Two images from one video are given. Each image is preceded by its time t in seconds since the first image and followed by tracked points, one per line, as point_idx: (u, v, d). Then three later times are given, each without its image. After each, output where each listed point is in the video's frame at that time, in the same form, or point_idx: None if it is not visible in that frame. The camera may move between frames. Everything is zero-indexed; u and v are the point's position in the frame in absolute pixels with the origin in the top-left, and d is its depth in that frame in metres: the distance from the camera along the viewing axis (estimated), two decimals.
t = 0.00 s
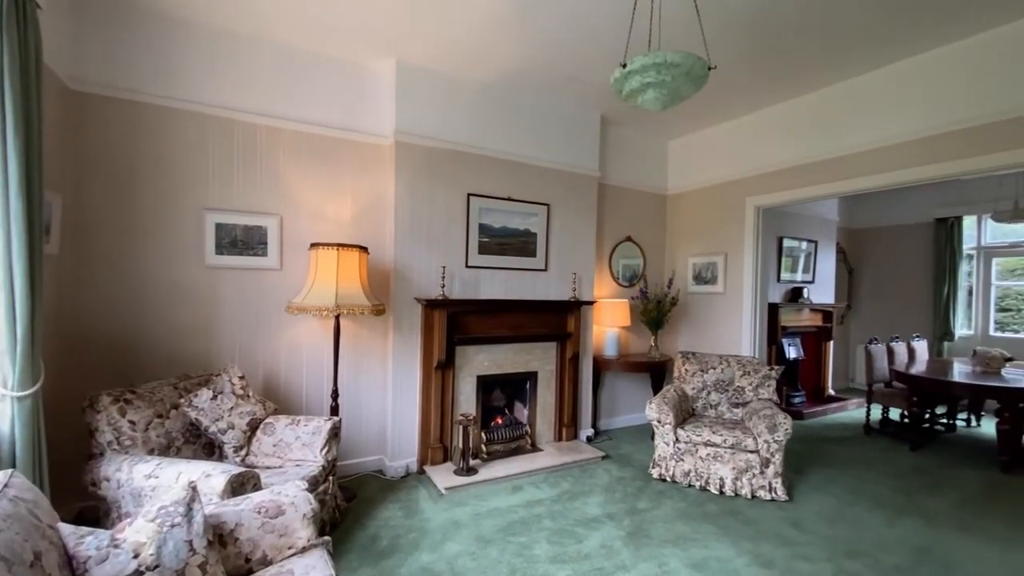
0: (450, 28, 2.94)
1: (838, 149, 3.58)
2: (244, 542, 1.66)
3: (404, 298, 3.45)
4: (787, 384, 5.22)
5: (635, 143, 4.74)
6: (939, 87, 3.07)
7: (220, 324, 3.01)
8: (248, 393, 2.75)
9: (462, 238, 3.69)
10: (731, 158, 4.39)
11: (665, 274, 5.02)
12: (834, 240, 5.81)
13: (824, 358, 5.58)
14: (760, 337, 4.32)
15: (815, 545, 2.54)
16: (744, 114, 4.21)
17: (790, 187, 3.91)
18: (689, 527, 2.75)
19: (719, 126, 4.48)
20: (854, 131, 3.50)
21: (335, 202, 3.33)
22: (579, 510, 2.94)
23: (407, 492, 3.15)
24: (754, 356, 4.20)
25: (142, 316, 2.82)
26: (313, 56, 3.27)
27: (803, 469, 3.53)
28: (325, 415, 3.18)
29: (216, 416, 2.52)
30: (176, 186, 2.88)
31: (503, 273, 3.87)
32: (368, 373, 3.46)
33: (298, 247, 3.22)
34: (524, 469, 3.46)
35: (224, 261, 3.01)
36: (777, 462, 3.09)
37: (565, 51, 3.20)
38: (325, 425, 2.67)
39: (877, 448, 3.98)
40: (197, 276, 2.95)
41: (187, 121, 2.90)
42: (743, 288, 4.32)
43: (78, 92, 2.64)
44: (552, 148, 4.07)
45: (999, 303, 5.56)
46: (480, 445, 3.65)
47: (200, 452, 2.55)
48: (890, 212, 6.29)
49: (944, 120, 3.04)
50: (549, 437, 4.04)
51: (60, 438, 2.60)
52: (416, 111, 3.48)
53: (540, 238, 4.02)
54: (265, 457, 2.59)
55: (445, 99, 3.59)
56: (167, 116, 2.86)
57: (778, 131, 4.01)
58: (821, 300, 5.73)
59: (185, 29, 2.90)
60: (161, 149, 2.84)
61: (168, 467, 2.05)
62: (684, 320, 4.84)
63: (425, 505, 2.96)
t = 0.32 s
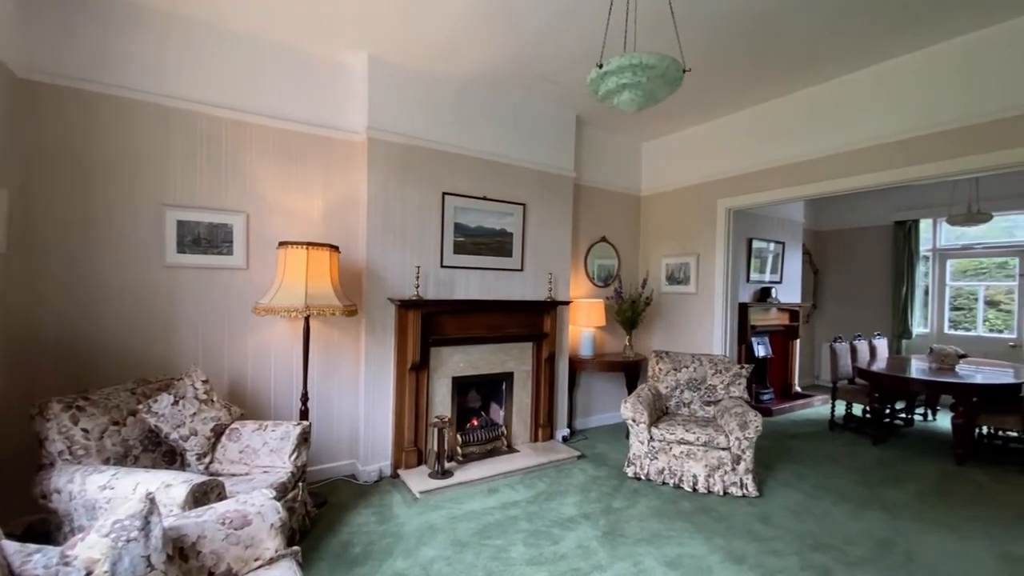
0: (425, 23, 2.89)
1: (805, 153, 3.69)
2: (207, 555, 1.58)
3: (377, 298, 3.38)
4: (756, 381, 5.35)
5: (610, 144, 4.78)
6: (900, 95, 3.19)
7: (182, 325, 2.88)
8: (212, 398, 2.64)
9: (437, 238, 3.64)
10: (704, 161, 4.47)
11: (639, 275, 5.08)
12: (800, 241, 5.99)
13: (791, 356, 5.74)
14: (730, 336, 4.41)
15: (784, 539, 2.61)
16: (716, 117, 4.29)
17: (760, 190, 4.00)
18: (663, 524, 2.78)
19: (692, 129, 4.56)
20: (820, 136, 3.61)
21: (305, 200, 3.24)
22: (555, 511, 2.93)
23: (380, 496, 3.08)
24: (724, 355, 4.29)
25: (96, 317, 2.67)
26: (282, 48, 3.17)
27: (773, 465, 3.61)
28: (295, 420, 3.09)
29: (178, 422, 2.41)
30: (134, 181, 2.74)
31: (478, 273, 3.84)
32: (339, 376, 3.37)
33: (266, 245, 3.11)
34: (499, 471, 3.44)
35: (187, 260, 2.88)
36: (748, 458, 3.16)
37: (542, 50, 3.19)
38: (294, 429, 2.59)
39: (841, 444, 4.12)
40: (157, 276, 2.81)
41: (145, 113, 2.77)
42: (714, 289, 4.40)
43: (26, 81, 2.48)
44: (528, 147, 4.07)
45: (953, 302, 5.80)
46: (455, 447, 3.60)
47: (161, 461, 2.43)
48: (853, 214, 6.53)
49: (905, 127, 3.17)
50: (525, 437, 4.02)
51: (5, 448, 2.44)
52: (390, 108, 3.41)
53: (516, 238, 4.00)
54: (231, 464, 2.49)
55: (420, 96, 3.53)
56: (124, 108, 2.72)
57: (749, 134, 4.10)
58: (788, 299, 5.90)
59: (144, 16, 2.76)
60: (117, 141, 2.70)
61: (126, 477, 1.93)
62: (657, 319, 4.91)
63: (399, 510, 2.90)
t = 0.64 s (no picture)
0: (399, 17, 2.83)
1: (774, 156, 3.79)
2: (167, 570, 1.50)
3: (349, 298, 3.30)
4: (727, 379, 5.47)
5: (585, 145, 4.80)
6: (862, 101, 3.30)
7: (141, 327, 2.74)
8: (174, 403, 2.52)
9: (411, 237, 3.58)
10: (677, 163, 4.54)
11: (613, 275, 5.12)
12: (768, 242, 6.16)
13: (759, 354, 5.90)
14: (702, 335, 4.49)
15: (755, 534, 2.66)
16: (689, 120, 4.36)
17: (731, 192, 4.08)
18: (639, 523, 2.80)
19: (665, 131, 4.62)
20: (787, 140, 3.71)
21: (274, 197, 3.13)
22: (531, 512, 2.91)
23: (352, 502, 3.00)
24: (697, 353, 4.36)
25: (45, 319, 2.51)
26: (249, 39, 3.05)
27: (744, 462, 3.69)
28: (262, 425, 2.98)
29: (136, 429, 2.29)
30: (87, 174, 2.59)
31: (453, 273, 3.79)
32: (309, 378, 3.27)
33: (231, 244, 2.99)
34: (475, 473, 3.40)
35: (146, 259, 2.74)
36: (720, 455, 3.21)
37: (518, 48, 3.17)
38: (261, 435, 2.49)
39: (808, 439, 4.25)
40: (113, 275, 2.66)
41: (100, 104, 2.62)
42: (687, 289, 4.47)
43: None
44: (504, 147, 4.05)
45: (910, 301, 6.06)
46: (430, 449, 3.55)
47: (117, 470, 2.30)
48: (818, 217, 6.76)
49: (865, 133, 3.28)
50: (501, 438, 4.00)
51: None
52: (363, 103, 3.33)
53: (492, 238, 3.97)
54: (194, 472, 2.38)
55: (394, 92, 3.47)
56: (77, 97, 2.57)
57: (720, 137, 4.19)
58: (757, 299, 6.06)
59: None
60: (72, 132, 2.55)
61: (79, 489, 1.81)
62: (631, 319, 4.96)
63: (371, 515, 2.83)
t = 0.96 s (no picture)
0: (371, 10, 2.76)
1: (743, 160, 3.88)
2: None
3: (318, 298, 3.20)
4: (697, 377, 5.59)
5: (560, 145, 4.81)
6: (825, 107, 3.41)
7: (93, 329, 2.58)
8: (130, 409, 2.38)
9: (383, 236, 3.50)
10: (649, 164, 4.60)
11: (587, 275, 5.15)
12: (736, 243, 6.32)
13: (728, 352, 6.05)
14: (673, 334, 4.56)
15: (725, 529, 2.71)
16: (661, 122, 4.43)
17: (701, 194, 4.16)
18: (613, 521, 2.81)
19: (637, 133, 4.69)
20: (755, 143, 3.81)
21: (238, 193, 3.01)
22: (506, 513, 2.90)
23: (322, 508, 2.91)
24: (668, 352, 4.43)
25: None
26: (212, 27, 2.92)
27: (714, 458, 3.77)
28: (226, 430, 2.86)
29: (88, 438, 2.15)
30: (32, 166, 2.42)
31: (426, 272, 3.73)
32: (276, 381, 3.16)
33: (193, 241, 2.86)
34: (449, 475, 3.35)
35: (99, 257, 2.59)
36: (691, 452, 3.27)
37: (493, 46, 3.14)
38: (226, 441, 2.38)
39: (774, 434, 4.37)
40: (61, 274, 2.51)
41: (47, 91, 2.46)
42: (658, 289, 4.53)
43: None
44: (478, 145, 4.01)
45: (868, 300, 6.31)
46: (403, 453, 3.48)
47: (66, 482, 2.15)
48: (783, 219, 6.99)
49: (828, 138, 3.39)
50: (475, 439, 3.96)
51: None
52: (333, 98, 3.25)
53: (466, 237, 3.93)
54: (152, 482, 2.26)
55: (365, 87, 3.39)
56: (21, 83, 2.40)
57: (691, 140, 4.26)
58: (725, 298, 6.21)
59: None
60: (19, 122, 2.39)
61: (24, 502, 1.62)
62: (605, 319, 5.00)
63: (342, 522, 2.75)
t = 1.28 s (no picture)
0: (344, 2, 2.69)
1: (716, 162, 3.95)
2: None
3: (290, 298, 3.11)
4: (671, 375, 5.68)
5: (537, 144, 4.82)
6: (794, 112, 3.50)
7: (46, 331, 2.44)
8: (87, 415, 2.26)
9: (357, 234, 3.43)
10: (625, 165, 4.65)
11: (564, 274, 5.16)
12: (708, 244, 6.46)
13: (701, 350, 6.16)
14: (649, 333, 4.62)
15: (701, 525, 2.75)
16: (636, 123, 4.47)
17: (676, 195, 4.22)
18: (591, 520, 2.82)
19: (614, 134, 4.73)
20: (728, 146, 3.88)
21: (205, 189, 2.89)
22: (484, 514, 2.87)
23: (294, 514, 2.82)
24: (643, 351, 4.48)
25: None
26: (177, 16, 2.80)
27: (689, 455, 3.83)
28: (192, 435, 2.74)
29: (41, 446, 2.02)
30: None
31: (402, 272, 3.67)
32: (245, 384, 3.05)
33: (156, 239, 2.73)
34: (426, 477, 3.31)
35: (54, 255, 2.45)
36: (667, 450, 3.31)
37: (471, 43, 3.11)
38: (192, 447, 2.28)
39: (746, 431, 4.48)
40: (11, 273, 2.36)
41: None
42: (634, 288, 4.58)
43: None
44: (455, 143, 3.97)
45: (833, 300, 6.53)
46: (378, 456, 3.41)
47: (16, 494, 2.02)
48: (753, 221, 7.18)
49: (798, 141, 3.48)
50: (452, 440, 3.92)
51: None
52: (305, 93, 3.15)
53: (443, 236, 3.88)
54: (111, 492, 2.15)
55: (338, 82, 3.31)
56: None
57: (666, 142, 4.32)
58: (698, 298, 6.33)
59: None
60: None
61: None
62: (582, 318, 5.02)
63: (315, 527, 2.67)
